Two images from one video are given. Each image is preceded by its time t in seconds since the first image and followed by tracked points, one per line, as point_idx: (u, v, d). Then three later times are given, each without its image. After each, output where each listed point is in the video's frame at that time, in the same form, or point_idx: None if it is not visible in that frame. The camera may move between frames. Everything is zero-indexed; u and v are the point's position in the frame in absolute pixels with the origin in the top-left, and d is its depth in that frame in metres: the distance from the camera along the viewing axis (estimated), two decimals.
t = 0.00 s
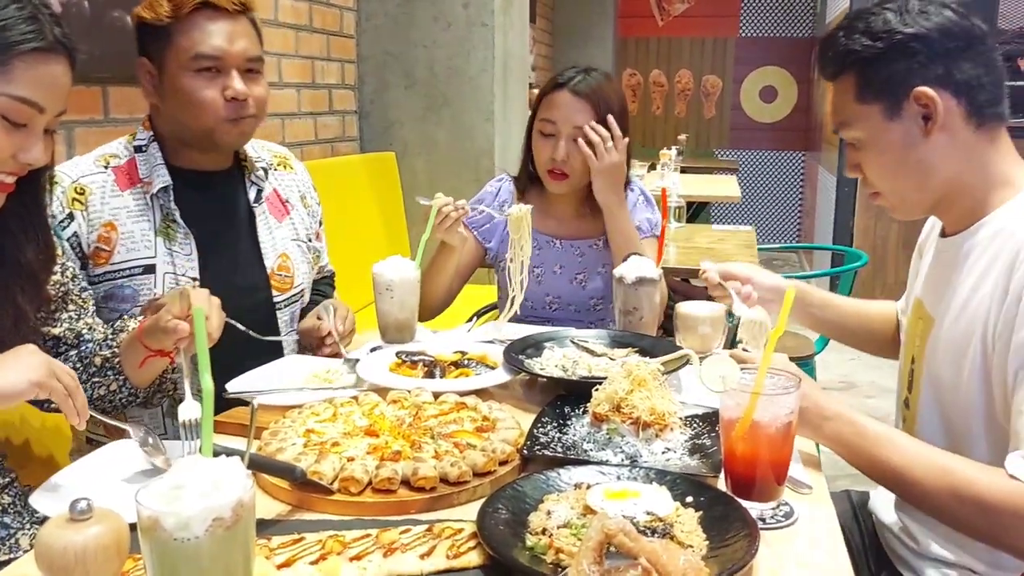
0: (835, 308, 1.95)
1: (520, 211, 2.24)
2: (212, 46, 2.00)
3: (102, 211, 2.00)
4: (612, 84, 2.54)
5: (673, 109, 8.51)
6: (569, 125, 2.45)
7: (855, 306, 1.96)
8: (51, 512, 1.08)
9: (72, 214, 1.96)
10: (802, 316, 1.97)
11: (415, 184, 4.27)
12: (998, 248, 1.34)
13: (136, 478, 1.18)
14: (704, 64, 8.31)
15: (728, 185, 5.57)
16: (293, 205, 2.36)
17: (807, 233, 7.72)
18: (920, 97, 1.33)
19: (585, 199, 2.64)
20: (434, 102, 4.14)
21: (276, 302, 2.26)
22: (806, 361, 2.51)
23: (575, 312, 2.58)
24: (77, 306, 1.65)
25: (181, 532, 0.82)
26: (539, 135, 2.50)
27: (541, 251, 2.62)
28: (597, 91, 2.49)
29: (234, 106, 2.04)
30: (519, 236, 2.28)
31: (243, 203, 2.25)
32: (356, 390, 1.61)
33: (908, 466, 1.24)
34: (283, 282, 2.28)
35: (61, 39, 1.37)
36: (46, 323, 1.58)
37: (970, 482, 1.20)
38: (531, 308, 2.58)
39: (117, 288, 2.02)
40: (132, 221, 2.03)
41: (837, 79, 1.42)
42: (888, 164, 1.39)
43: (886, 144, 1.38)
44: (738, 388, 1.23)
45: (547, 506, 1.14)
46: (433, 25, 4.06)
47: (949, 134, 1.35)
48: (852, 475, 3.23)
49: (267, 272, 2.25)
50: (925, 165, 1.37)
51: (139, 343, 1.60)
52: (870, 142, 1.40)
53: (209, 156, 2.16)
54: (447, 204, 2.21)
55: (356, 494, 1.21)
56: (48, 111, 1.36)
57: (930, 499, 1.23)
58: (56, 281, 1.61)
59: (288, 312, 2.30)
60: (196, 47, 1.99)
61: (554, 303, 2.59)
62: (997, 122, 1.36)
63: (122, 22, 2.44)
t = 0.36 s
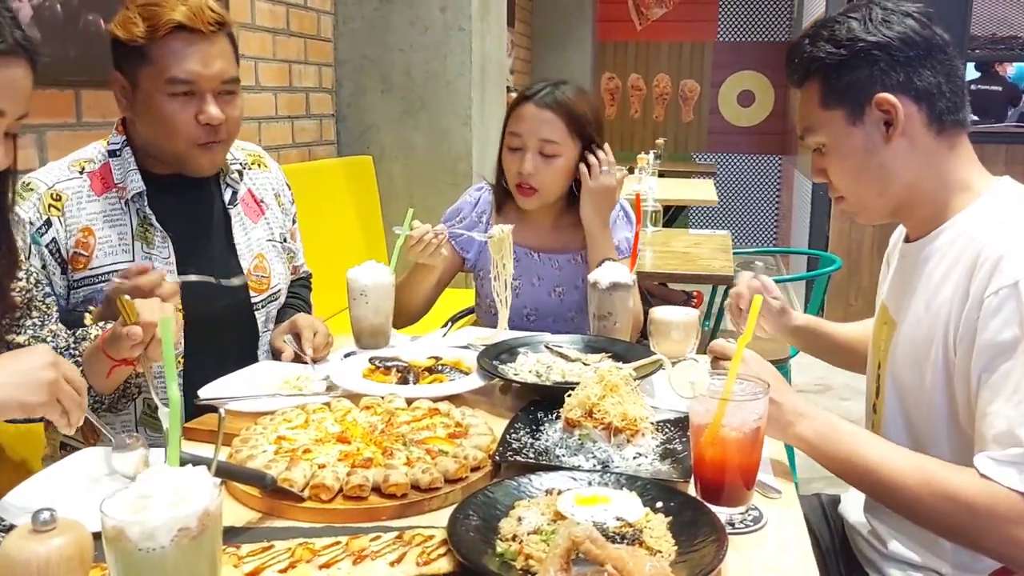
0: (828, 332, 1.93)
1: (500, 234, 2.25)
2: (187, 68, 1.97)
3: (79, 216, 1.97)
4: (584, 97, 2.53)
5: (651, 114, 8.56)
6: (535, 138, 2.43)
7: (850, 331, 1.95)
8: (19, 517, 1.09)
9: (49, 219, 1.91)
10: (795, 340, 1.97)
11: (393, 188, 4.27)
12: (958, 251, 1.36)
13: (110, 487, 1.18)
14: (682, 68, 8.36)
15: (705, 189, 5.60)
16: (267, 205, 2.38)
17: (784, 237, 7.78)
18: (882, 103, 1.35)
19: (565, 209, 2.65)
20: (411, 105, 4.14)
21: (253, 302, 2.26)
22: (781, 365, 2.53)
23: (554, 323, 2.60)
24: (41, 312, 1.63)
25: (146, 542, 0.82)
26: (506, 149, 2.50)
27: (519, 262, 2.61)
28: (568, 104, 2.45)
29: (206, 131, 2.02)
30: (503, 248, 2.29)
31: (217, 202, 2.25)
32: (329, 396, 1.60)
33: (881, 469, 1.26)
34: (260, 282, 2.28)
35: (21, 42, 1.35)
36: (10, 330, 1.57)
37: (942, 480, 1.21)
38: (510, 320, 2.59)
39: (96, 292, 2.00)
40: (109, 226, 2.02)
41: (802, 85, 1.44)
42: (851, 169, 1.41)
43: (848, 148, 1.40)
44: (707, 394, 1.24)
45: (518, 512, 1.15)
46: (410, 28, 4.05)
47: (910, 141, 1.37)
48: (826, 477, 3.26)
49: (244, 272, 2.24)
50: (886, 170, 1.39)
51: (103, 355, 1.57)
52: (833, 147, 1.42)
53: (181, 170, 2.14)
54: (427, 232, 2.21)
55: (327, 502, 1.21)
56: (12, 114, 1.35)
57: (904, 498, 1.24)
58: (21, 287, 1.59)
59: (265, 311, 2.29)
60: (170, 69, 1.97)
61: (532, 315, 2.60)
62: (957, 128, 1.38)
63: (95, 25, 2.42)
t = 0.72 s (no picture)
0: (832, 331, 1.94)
1: (495, 224, 2.24)
2: (188, 68, 1.97)
3: (88, 222, 1.97)
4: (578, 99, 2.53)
5: (646, 115, 8.58)
6: (512, 152, 2.35)
7: (853, 329, 1.96)
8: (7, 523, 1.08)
9: (59, 225, 1.90)
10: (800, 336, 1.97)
11: (388, 189, 4.27)
12: (949, 253, 1.37)
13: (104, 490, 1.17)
14: (677, 70, 8.38)
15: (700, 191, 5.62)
16: (270, 210, 2.39)
17: (778, 238, 7.80)
18: (873, 106, 1.36)
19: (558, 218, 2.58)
20: (406, 107, 4.14)
21: (256, 308, 2.28)
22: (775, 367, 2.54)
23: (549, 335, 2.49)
24: (33, 315, 1.62)
25: (135, 545, 0.81)
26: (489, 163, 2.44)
27: (514, 273, 2.53)
28: (549, 117, 2.37)
29: (201, 130, 2.01)
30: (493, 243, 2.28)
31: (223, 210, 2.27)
32: (321, 399, 1.61)
33: (872, 472, 1.27)
34: (263, 288, 2.30)
35: (6, 40, 1.35)
36: None
37: (936, 481, 1.22)
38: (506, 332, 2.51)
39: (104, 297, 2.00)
40: (117, 233, 2.02)
41: (794, 88, 1.45)
42: (842, 171, 1.42)
43: (839, 151, 1.40)
44: (698, 397, 1.25)
45: (509, 515, 1.15)
46: (404, 29, 4.05)
47: (900, 143, 1.37)
48: (820, 479, 3.27)
49: (245, 279, 2.26)
50: (876, 173, 1.39)
51: (91, 362, 1.57)
52: (825, 149, 1.42)
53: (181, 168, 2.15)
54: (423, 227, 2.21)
55: (318, 504, 1.21)
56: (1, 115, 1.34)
57: (899, 498, 1.25)
58: (12, 289, 1.58)
59: (268, 317, 2.32)
60: (172, 67, 1.97)
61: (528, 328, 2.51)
62: (948, 132, 1.39)
63: (88, 26, 2.42)
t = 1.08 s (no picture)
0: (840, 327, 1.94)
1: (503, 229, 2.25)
2: (242, 92, 2.04)
3: (111, 226, 1.98)
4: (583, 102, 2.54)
5: (651, 117, 8.58)
6: (504, 168, 2.25)
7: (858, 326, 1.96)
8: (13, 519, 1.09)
9: (83, 229, 1.91)
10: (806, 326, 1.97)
11: (393, 191, 4.28)
12: (950, 256, 1.37)
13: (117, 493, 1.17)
14: (681, 71, 8.38)
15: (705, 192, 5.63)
16: (280, 214, 2.41)
17: (783, 239, 7.79)
18: (876, 109, 1.36)
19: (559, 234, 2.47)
20: (410, 110, 4.15)
21: (267, 310, 2.31)
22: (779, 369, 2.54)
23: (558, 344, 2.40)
24: (43, 315, 1.63)
25: (145, 545, 0.82)
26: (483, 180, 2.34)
27: (519, 283, 2.45)
28: (542, 134, 2.27)
29: (252, 150, 2.11)
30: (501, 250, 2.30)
31: (235, 213, 2.29)
32: (327, 400, 1.61)
33: (871, 474, 1.27)
34: (275, 291, 2.33)
35: (16, 44, 1.37)
36: (10, 335, 1.57)
37: (936, 481, 1.22)
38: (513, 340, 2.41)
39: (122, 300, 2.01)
40: (139, 237, 2.03)
41: (796, 91, 1.45)
42: (844, 173, 1.42)
43: (841, 153, 1.41)
44: (702, 399, 1.25)
45: (514, 516, 1.16)
46: (409, 32, 4.06)
47: (902, 147, 1.38)
48: (825, 481, 3.27)
49: (257, 282, 2.29)
50: (878, 175, 1.40)
51: (98, 366, 1.57)
52: (827, 152, 1.43)
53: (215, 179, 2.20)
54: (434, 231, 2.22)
55: (325, 505, 1.22)
56: (9, 119, 1.36)
57: (899, 497, 1.25)
58: (22, 290, 1.60)
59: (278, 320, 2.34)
60: (227, 91, 2.03)
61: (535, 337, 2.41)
62: (949, 135, 1.40)
63: (95, 30, 2.44)
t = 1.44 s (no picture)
0: (829, 345, 1.89)
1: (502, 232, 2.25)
2: (275, 91, 2.12)
3: (118, 222, 1.99)
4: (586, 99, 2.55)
5: (654, 114, 8.58)
6: (504, 172, 2.27)
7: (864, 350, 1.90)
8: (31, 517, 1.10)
9: (90, 224, 1.94)
10: (793, 351, 1.91)
11: (397, 188, 4.29)
12: (950, 250, 1.39)
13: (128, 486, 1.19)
14: (684, 69, 8.38)
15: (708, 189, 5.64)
16: (285, 212, 2.43)
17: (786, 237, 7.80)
18: (883, 105, 1.37)
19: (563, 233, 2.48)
20: (414, 108, 4.16)
21: (272, 308, 2.32)
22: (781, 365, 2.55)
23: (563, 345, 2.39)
24: (55, 312, 1.66)
25: (160, 535, 0.84)
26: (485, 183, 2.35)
27: (525, 281, 2.45)
28: (540, 139, 2.27)
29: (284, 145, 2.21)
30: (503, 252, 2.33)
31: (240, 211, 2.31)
32: (334, 396, 1.63)
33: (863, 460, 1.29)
34: (280, 287, 2.35)
35: (32, 47, 1.38)
36: (23, 331, 1.59)
37: (900, 459, 1.26)
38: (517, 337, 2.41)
39: (130, 297, 2.02)
40: (146, 233, 2.04)
41: (802, 86, 1.47)
42: (848, 167, 1.43)
43: (847, 148, 1.42)
44: (706, 394, 1.26)
45: (521, 509, 1.17)
46: (413, 31, 4.08)
47: (908, 143, 1.39)
48: (828, 476, 3.28)
49: (263, 279, 2.31)
50: (882, 171, 1.41)
51: (109, 362, 1.59)
52: (832, 147, 1.44)
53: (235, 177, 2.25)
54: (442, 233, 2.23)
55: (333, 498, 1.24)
56: (22, 118, 1.37)
57: (868, 477, 1.28)
58: (35, 287, 1.62)
59: (285, 316, 2.36)
60: (263, 93, 2.10)
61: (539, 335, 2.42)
62: (953, 132, 1.41)
63: (102, 29, 2.45)
